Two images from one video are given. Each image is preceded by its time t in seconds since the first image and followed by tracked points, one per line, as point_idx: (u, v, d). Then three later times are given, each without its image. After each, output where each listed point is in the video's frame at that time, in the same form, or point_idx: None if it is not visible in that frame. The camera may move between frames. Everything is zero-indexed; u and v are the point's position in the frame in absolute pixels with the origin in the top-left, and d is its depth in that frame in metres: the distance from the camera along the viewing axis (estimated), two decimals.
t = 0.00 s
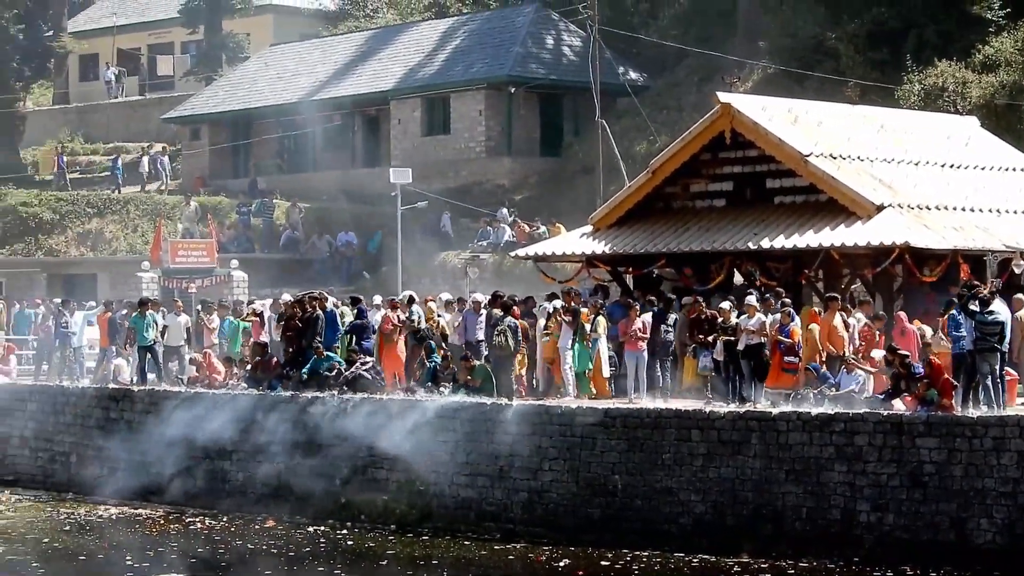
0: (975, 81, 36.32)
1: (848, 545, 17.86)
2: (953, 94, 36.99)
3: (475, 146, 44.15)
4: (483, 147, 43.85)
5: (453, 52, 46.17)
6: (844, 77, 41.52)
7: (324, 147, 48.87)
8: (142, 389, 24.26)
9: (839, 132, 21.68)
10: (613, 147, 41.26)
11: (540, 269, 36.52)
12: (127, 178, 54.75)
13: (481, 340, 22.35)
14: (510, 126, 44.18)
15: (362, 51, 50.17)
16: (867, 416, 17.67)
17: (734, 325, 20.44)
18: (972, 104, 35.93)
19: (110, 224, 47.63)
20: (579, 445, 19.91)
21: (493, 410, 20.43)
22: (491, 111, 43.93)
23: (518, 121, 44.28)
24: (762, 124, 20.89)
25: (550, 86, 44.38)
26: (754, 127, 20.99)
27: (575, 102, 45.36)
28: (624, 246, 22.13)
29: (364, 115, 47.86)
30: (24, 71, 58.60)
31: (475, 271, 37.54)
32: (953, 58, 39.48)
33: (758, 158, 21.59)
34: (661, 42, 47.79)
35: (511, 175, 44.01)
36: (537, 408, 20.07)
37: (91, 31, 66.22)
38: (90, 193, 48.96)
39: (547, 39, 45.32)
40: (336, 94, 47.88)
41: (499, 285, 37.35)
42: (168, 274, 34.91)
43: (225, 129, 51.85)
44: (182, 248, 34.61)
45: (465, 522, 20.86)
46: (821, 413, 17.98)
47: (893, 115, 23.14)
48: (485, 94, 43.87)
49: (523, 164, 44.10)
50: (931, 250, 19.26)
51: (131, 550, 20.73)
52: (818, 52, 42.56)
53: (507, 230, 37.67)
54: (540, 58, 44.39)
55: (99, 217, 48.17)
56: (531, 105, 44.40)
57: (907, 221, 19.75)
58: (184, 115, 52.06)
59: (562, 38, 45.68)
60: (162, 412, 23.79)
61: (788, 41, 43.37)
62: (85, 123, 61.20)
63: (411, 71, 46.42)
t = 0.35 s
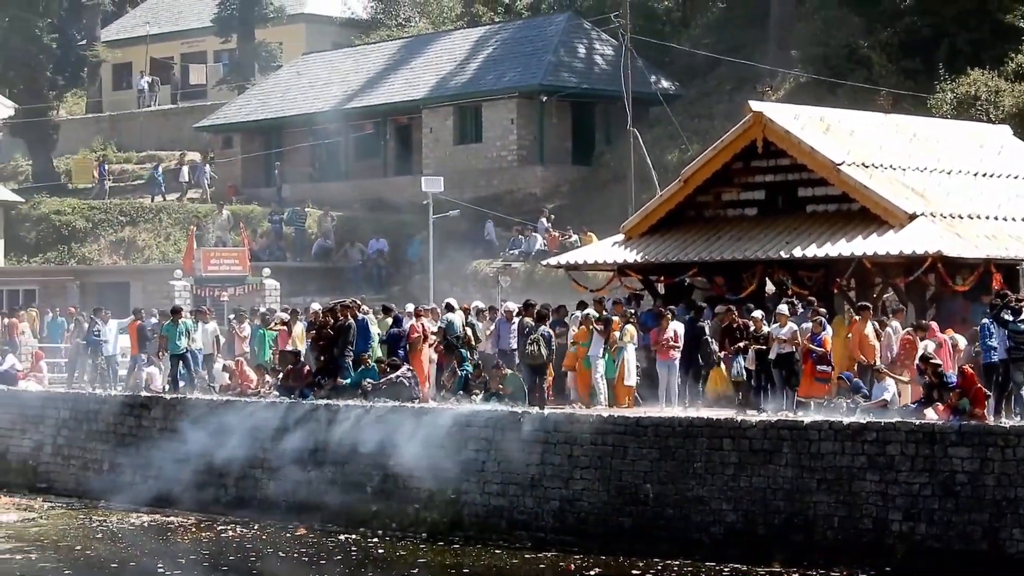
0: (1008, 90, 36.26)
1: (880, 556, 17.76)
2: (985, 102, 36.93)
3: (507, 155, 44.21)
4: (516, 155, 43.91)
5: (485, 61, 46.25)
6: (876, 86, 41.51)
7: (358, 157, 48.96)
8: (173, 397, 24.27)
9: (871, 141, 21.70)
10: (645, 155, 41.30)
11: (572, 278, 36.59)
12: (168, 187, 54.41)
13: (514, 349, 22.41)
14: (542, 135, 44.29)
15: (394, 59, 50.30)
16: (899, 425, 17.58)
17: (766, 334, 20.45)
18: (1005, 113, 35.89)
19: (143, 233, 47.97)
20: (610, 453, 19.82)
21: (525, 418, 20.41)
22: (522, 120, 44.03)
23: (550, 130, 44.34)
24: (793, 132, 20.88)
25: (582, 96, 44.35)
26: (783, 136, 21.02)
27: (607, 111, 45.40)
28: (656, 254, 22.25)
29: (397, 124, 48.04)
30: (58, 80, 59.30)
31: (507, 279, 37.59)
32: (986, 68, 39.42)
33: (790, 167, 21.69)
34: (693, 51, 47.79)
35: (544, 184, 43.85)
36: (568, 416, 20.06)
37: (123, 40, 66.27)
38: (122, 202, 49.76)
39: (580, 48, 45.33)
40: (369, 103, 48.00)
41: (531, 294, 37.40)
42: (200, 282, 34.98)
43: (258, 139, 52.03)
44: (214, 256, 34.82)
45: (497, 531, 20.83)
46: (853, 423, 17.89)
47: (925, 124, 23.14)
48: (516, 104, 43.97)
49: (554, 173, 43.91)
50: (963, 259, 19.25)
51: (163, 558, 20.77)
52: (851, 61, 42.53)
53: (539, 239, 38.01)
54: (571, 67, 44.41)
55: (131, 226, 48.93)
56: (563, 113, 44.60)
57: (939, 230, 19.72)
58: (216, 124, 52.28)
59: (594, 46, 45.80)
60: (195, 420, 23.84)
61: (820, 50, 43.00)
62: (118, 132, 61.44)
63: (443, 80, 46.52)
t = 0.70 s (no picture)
0: None
1: (903, 564, 17.57)
2: (1011, 111, 36.89)
3: (530, 162, 44.27)
4: (540, 163, 43.98)
5: (509, 69, 46.27)
6: (900, 94, 41.46)
7: (382, 164, 49.09)
8: (195, 404, 24.32)
9: (894, 149, 21.83)
10: (667, 162, 41.32)
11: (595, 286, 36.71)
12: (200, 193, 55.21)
13: (536, 357, 22.35)
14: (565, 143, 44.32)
15: (418, 67, 50.37)
16: (922, 433, 17.38)
17: (789, 341, 20.53)
18: None
19: (167, 239, 48.27)
20: (632, 460, 19.73)
21: (549, 425, 20.41)
22: (545, 128, 44.10)
23: (573, 137, 44.38)
24: (818, 140, 21.15)
25: (606, 103, 44.31)
26: (808, 144, 21.27)
27: (631, 119, 45.36)
28: (679, 262, 22.50)
29: (421, 132, 48.18)
30: (82, 87, 60.59)
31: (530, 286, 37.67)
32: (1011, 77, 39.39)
33: (814, 175, 21.91)
34: (717, 59, 47.46)
35: (567, 191, 43.88)
36: (591, 423, 20.01)
37: (149, 47, 65.99)
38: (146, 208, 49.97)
39: (603, 55, 45.25)
40: (393, 109, 48.07)
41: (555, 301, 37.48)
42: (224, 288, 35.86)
43: (281, 146, 52.18)
44: (237, 263, 34.77)
45: (519, 538, 20.80)
46: (876, 431, 17.72)
47: (950, 133, 23.24)
48: (540, 111, 44.02)
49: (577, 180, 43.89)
50: (987, 266, 19.21)
51: (186, 564, 20.81)
52: (875, 68, 42.49)
53: (561, 247, 38.17)
54: (595, 75, 44.39)
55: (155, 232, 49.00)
56: (586, 121, 44.59)
57: (963, 238, 19.75)
58: (240, 131, 52.44)
59: (618, 54, 45.65)
60: (220, 426, 23.88)
61: (842, 57, 42.82)
62: (143, 139, 61.63)
63: (466, 88, 46.56)
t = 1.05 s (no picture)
0: None
1: (936, 568, 17.49)
2: None
3: (562, 165, 44.29)
4: (572, 166, 43.99)
5: (541, 71, 46.28)
6: (934, 96, 41.32)
7: (413, 167, 49.10)
8: (228, 407, 24.42)
9: (928, 152, 21.83)
10: (700, 165, 41.26)
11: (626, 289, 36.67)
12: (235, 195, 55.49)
13: (570, 359, 22.44)
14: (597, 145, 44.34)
15: (451, 69, 50.40)
16: (956, 436, 17.29)
17: (822, 345, 20.51)
18: None
19: (199, 242, 48.50)
20: (665, 464, 19.70)
21: (581, 429, 20.39)
22: (577, 131, 44.08)
23: (605, 139, 44.37)
24: (851, 143, 21.12)
25: (638, 106, 44.28)
26: (841, 147, 21.24)
27: (663, 122, 45.31)
28: (712, 265, 22.55)
29: (452, 134, 48.16)
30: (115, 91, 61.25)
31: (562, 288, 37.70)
32: None
33: (847, 178, 21.95)
34: (749, 62, 47.28)
35: (599, 194, 43.85)
36: (623, 426, 19.98)
37: (181, 50, 65.98)
38: (180, 211, 50.31)
39: (636, 58, 45.23)
40: (425, 112, 48.10)
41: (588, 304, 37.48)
42: (256, 290, 35.94)
43: (314, 148, 52.34)
44: (270, 266, 35.35)
45: (552, 541, 20.79)
46: (910, 434, 17.64)
47: (983, 136, 23.25)
48: (572, 114, 44.02)
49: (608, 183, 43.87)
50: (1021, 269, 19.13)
51: (219, 566, 20.87)
52: (908, 70, 42.35)
53: (593, 250, 38.29)
54: (627, 77, 44.38)
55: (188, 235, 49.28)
56: (618, 124, 44.59)
57: (997, 241, 19.70)
58: (273, 134, 52.63)
59: (650, 57, 45.62)
60: (254, 429, 23.95)
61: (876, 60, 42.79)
62: (176, 142, 61.83)
63: (499, 91, 46.58)
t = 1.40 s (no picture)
0: None
1: (963, 565, 17.45)
2: None
3: (587, 161, 44.30)
4: (598, 161, 43.98)
5: (568, 67, 46.29)
6: (962, 92, 41.30)
7: (441, 163, 49.18)
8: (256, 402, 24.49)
9: (955, 148, 21.84)
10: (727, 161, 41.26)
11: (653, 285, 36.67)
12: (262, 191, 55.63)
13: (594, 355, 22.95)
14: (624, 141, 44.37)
15: (478, 65, 50.44)
16: (983, 432, 17.26)
17: (848, 341, 20.46)
18: None
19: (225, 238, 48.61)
20: (691, 460, 19.67)
21: (608, 425, 20.38)
22: (603, 127, 44.07)
23: (631, 135, 44.38)
24: (879, 140, 21.11)
25: (664, 102, 44.28)
26: (869, 143, 21.24)
27: (689, 119, 45.30)
28: (739, 262, 22.58)
29: (479, 130, 48.17)
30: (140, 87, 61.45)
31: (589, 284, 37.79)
32: None
33: (874, 174, 21.95)
34: (776, 58, 47.15)
35: (625, 190, 43.85)
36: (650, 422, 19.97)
37: (209, 46, 66.32)
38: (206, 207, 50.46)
39: (662, 54, 45.23)
40: (451, 108, 48.16)
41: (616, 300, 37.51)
42: (283, 287, 36.50)
43: (341, 144, 52.47)
44: (296, 262, 35.23)
45: (577, 537, 20.78)
46: (937, 431, 17.61)
47: (1011, 132, 23.28)
48: (598, 110, 44.02)
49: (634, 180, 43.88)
50: None
51: (245, 562, 20.92)
52: (936, 66, 42.31)
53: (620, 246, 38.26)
54: (655, 73, 44.38)
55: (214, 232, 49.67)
56: (644, 120, 44.59)
57: None
58: (300, 130, 52.78)
59: (677, 53, 45.61)
60: (283, 425, 24.02)
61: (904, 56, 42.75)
62: (203, 138, 62.04)
63: (525, 87, 46.60)
